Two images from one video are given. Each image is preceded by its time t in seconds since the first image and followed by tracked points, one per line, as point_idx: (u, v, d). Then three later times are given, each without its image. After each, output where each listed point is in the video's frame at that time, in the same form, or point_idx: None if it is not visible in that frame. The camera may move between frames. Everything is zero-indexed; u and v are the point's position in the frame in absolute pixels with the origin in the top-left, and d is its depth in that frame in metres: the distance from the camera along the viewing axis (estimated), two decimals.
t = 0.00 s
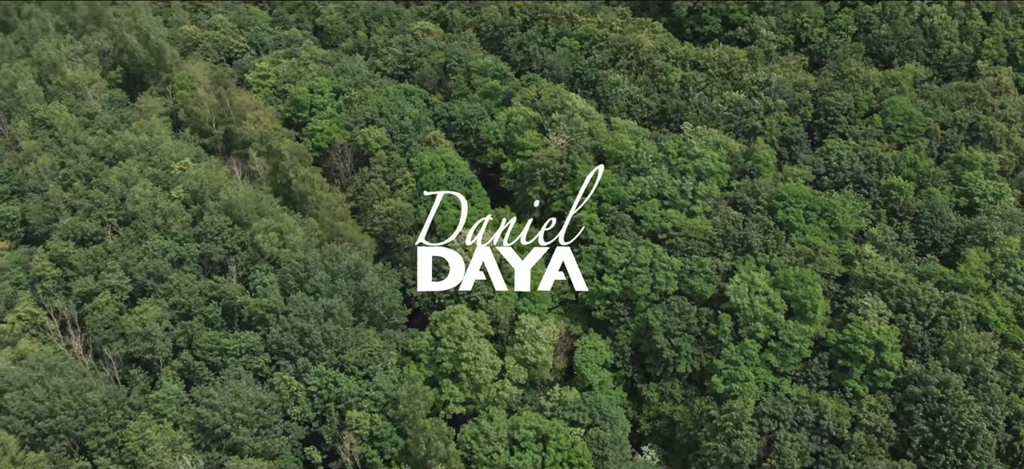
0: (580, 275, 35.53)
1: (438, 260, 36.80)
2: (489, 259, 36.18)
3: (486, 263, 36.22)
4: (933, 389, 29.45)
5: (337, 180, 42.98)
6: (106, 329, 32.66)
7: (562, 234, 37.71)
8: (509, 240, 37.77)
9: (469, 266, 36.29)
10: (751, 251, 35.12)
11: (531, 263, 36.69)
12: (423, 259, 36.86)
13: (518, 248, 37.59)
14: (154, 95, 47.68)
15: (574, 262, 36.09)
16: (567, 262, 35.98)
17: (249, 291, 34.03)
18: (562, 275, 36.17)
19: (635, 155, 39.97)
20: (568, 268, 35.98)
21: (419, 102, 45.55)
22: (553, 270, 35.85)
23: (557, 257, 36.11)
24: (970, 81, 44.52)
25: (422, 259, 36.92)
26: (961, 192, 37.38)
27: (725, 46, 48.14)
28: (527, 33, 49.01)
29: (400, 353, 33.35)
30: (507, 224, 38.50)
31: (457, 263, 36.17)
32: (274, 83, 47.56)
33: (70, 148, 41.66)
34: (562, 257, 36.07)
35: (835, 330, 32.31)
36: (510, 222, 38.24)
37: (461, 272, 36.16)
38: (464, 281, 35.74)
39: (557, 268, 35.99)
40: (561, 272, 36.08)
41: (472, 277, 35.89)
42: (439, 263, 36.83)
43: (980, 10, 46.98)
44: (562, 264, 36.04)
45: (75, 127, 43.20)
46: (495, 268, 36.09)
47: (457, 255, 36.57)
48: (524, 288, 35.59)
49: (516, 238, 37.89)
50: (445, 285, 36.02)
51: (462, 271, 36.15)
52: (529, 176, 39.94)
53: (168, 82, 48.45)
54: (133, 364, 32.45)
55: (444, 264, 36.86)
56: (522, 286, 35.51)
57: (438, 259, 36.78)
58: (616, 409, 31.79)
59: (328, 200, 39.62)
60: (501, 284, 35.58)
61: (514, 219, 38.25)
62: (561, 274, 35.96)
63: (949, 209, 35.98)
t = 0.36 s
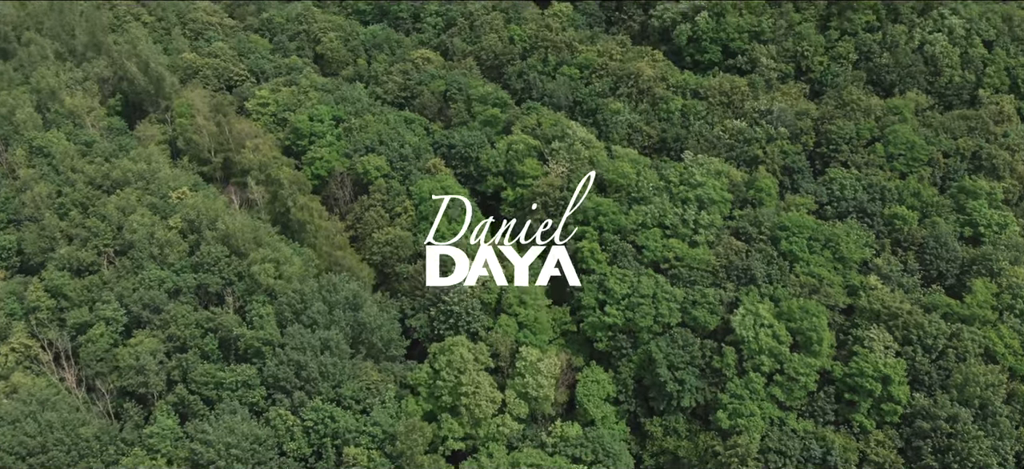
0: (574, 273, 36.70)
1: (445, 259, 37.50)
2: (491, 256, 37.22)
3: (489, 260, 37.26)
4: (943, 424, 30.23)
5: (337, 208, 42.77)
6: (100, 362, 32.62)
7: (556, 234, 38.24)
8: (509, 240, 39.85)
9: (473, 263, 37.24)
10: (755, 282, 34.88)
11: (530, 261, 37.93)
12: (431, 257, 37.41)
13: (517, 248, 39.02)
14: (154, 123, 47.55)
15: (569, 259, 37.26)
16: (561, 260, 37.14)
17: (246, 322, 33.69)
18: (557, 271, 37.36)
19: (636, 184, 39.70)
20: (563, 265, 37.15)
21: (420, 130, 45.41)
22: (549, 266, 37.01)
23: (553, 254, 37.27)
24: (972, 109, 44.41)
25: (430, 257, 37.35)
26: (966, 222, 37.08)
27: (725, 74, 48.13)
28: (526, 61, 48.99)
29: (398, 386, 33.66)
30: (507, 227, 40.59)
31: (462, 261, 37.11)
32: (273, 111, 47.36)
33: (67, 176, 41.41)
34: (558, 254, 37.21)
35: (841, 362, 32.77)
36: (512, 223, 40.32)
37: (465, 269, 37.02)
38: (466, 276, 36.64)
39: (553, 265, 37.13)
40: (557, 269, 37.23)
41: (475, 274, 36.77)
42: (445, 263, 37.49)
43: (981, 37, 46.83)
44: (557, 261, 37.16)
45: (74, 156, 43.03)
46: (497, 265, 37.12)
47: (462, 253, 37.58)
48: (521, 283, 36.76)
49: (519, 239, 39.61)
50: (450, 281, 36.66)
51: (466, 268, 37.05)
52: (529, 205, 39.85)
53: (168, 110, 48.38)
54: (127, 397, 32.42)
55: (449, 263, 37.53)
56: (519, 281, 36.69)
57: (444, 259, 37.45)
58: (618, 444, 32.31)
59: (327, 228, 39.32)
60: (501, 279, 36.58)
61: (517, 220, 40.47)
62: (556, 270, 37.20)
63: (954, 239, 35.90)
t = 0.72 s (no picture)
0: (567, 267, 37.61)
1: (453, 257, 38.90)
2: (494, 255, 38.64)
3: (491, 258, 38.68)
4: (953, 459, 30.02)
5: (336, 236, 42.62)
6: (94, 395, 32.50)
7: (552, 234, 39.08)
8: (510, 240, 40.78)
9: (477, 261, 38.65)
10: (759, 312, 34.50)
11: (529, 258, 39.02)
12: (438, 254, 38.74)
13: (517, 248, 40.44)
14: (152, 151, 47.38)
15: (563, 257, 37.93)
16: (556, 257, 37.87)
17: (242, 354, 33.37)
18: (552, 268, 38.10)
19: (637, 212, 39.39)
20: (557, 262, 37.87)
21: (420, 157, 45.12)
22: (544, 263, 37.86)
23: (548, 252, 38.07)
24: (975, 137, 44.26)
25: (438, 253, 38.66)
26: (972, 250, 36.85)
27: (726, 102, 48.02)
28: (526, 88, 48.93)
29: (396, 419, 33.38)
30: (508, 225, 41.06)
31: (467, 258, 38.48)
32: (273, 138, 47.13)
33: (65, 205, 41.15)
34: (553, 252, 37.97)
35: (848, 395, 32.54)
36: (512, 225, 40.93)
37: (469, 266, 38.40)
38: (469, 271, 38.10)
39: (548, 262, 37.96)
40: (553, 266, 38.00)
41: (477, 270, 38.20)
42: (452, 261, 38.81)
43: (983, 64, 46.78)
44: (552, 259, 37.96)
45: (71, 184, 42.73)
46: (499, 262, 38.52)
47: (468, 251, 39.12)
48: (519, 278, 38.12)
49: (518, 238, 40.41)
50: (455, 275, 38.11)
51: (471, 264, 38.41)
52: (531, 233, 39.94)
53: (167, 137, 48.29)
54: (121, 430, 32.42)
55: (454, 259, 38.96)
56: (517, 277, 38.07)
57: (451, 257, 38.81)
58: None
59: (326, 256, 38.97)
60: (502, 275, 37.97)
61: (514, 222, 40.87)
62: (552, 266, 37.97)
63: (959, 268, 35.64)
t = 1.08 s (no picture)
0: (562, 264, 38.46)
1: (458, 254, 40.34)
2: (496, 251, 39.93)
3: (494, 255, 40.12)
4: None
5: (334, 264, 41.93)
6: (85, 428, 32.09)
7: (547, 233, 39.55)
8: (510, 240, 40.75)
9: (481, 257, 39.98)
10: (763, 343, 34.34)
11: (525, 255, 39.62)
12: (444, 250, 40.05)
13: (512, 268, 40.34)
14: (150, 177, 47.07)
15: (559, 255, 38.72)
16: (551, 254, 38.67)
17: (238, 385, 33.37)
18: (548, 264, 38.78)
19: (638, 240, 39.08)
20: (553, 259, 38.60)
21: (419, 184, 44.74)
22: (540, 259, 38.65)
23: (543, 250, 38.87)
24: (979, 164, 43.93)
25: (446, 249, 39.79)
26: (978, 279, 36.66)
27: (727, 129, 47.78)
28: (526, 115, 48.79)
29: (394, 453, 32.93)
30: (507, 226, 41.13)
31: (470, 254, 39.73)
32: (273, 165, 46.84)
33: (62, 233, 40.79)
34: (548, 250, 38.82)
35: (856, 428, 32.26)
36: (512, 226, 40.93)
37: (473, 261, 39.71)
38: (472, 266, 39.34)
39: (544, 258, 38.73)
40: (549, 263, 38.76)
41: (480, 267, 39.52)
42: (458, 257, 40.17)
43: (985, 91, 46.71)
44: (548, 256, 38.76)
45: (68, 211, 42.37)
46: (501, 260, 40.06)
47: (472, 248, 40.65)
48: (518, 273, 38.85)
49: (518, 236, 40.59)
50: (461, 269, 39.27)
51: (475, 260, 39.79)
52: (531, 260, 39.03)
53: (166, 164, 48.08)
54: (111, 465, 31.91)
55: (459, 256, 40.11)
56: (516, 271, 38.69)
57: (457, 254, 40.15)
58: None
59: (325, 285, 38.69)
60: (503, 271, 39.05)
61: (513, 223, 40.95)
62: (547, 262, 38.69)
63: (965, 298, 35.46)
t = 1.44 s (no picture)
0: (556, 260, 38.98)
1: (466, 253, 42.16)
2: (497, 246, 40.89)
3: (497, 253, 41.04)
4: None
5: (332, 288, 41.57)
6: (78, 457, 32.07)
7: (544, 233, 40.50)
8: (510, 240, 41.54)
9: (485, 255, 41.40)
10: (768, 372, 34.09)
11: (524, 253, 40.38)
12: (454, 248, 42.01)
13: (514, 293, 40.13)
14: (149, 202, 46.73)
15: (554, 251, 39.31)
16: (546, 251, 39.33)
17: (233, 414, 33.39)
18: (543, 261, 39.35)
19: (640, 265, 38.78)
20: (547, 255, 39.23)
21: (419, 207, 44.48)
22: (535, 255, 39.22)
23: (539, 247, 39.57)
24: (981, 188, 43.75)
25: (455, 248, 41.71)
26: (984, 306, 36.42)
27: (728, 153, 47.55)
28: (526, 138, 48.52)
29: None
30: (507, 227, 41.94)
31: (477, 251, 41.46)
32: (272, 189, 46.48)
33: (57, 258, 40.47)
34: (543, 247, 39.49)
35: (862, 458, 32.20)
36: (511, 227, 41.71)
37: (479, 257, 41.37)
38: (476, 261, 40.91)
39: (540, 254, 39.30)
40: (544, 259, 39.25)
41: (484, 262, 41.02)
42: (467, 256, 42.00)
43: (987, 115, 46.68)
44: (543, 253, 39.32)
45: (64, 236, 42.02)
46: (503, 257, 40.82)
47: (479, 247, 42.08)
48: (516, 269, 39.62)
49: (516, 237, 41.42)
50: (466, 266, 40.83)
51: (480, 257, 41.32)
52: (531, 285, 38.49)
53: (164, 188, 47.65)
54: None
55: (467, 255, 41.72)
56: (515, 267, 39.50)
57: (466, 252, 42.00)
58: None
59: (322, 311, 38.35)
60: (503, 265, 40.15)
61: (513, 224, 41.77)
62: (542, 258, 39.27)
63: (972, 325, 35.18)
